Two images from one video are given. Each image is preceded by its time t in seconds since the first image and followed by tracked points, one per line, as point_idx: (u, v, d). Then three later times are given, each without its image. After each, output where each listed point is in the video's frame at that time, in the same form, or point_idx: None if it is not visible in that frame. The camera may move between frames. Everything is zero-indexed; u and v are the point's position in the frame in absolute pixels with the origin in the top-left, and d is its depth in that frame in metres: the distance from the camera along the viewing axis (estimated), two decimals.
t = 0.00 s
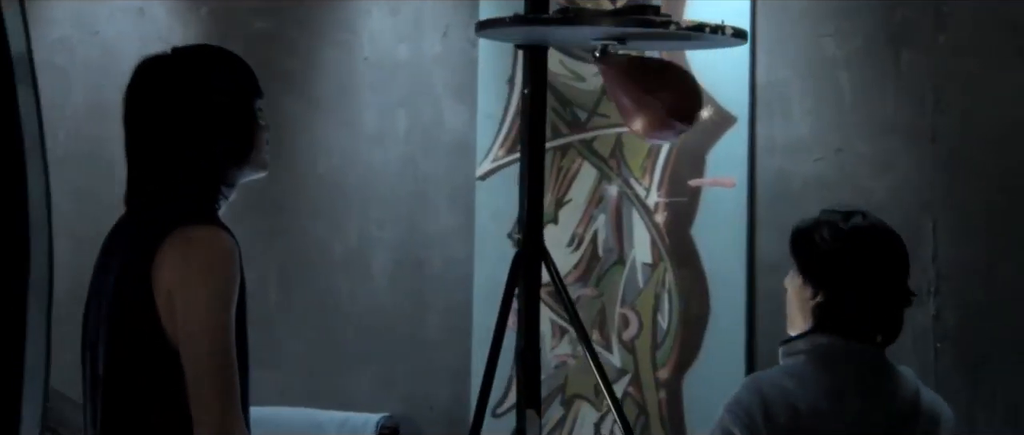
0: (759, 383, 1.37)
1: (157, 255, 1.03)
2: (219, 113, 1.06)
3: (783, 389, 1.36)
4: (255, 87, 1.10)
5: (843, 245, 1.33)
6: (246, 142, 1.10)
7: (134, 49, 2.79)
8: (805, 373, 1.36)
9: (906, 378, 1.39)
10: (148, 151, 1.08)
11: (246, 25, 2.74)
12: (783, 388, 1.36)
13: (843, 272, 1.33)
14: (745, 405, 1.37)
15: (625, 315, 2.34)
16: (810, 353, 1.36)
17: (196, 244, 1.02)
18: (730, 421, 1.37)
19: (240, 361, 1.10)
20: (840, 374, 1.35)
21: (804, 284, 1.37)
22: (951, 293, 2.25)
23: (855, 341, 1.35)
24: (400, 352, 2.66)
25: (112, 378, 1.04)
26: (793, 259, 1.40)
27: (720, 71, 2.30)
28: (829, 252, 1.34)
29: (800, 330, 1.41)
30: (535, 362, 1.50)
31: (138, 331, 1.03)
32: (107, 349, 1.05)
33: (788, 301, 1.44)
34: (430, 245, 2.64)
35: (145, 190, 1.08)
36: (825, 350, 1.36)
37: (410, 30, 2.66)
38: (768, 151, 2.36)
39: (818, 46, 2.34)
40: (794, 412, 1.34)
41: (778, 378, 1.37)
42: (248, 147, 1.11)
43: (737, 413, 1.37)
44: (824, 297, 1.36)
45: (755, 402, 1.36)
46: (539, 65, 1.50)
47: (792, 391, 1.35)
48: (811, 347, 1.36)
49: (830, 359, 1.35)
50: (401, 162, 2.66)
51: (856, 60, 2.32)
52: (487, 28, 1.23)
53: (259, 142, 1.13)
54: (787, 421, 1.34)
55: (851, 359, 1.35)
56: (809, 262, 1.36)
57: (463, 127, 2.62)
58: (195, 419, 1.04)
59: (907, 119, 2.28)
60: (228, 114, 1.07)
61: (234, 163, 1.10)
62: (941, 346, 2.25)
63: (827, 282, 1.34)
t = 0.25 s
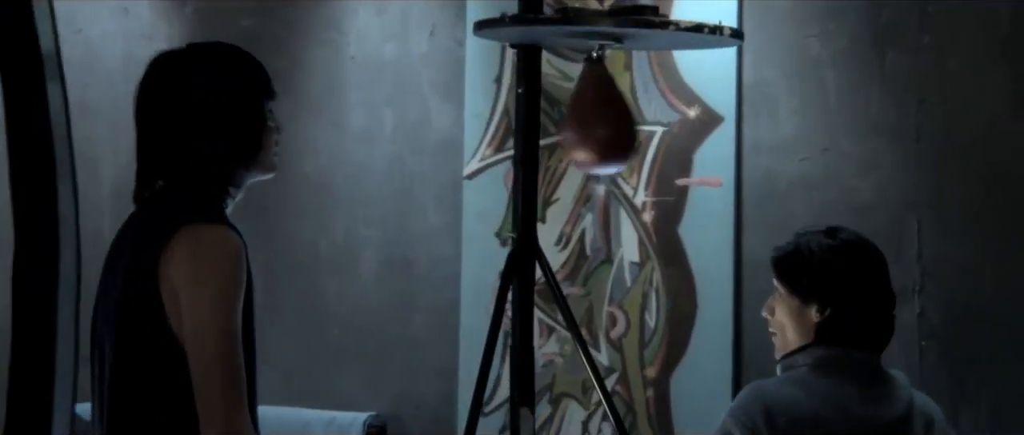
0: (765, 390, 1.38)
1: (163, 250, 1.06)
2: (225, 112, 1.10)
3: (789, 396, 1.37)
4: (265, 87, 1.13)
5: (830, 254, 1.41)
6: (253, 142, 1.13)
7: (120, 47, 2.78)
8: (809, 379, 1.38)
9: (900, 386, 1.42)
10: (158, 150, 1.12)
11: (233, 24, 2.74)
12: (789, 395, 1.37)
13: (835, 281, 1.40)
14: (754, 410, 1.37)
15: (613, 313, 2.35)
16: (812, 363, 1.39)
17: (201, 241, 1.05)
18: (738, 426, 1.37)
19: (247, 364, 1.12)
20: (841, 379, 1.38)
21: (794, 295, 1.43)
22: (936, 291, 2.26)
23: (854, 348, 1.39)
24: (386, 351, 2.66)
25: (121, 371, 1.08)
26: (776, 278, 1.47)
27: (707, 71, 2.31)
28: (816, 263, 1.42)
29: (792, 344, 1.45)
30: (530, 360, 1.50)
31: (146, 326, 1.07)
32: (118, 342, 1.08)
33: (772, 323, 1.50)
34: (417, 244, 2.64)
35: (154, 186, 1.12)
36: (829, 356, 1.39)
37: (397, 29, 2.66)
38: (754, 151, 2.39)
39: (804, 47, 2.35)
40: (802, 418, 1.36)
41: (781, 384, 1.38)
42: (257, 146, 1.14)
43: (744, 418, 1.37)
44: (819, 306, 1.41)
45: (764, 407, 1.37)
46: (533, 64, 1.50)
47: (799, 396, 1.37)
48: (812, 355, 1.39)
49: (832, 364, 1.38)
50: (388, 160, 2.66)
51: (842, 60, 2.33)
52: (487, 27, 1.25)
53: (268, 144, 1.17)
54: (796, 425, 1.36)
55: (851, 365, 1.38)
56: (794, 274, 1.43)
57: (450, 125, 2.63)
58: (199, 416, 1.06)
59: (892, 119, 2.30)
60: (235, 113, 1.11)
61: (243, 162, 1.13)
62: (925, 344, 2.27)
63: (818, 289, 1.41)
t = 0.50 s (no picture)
0: (775, 391, 1.44)
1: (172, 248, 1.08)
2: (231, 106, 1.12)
3: (800, 397, 1.43)
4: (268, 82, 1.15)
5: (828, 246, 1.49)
6: (257, 138, 1.15)
7: (105, 45, 2.76)
8: (813, 375, 1.45)
9: (896, 376, 1.50)
10: (166, 146, 1.13)
11: (219, 23, 2.73)
12: (799, 393, 1.44)
13: (836, 269, 1.48)
14: (767, 413, 1.43)
15: (602, 312, 2.37)
16: (816, 359, 1.46)
17: (213, 240, 1.07)
18: (752, 426, 1.43)
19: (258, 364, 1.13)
20: (845, 374, 1.45)
21: (795, 287, 1.52)
22: (922, 289, 2.28)
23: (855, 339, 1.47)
24: (374, 350, 2.66)
25: (131, 369, 1.09)
26: (772, 271, 1.57)
27: (694, 68, 2.32)
28: (815, 253, 1.50)
29: (795, 336, 1.53)
30: (524, 358, 1.50)
31: (154, 326, 1.08)
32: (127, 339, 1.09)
33: (768, 315, 1.59)
34: (405, 242, 2.64)
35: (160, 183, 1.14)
36: (832, 352, 1.46)
37: (384, 28, 2.65)
38: (742, 151, 2.39)
39: (791, 47, 2.37)
40: (814, 415, 1.42)
41: (788, 385, 1.44)
42: (259, 143, 1.16)
43: (761, 420, 1.43)
44: (822, 296, 1.50)
45: (778, 409, 1.43)
46: (528, 63, 1.51)
47: (809, 395, 1.43)
48: (815, 351, 1.47)
49: (834, 358, 1.45)
50: (376, 159, 2.66)
51: (829, 60, 2.34)
52: (485, 28, 1.26)
53: (273, 142, 1.19)
54: (809, 425, 1.42)
55: (851, 359, 1.45)
56: (791, 266, 1.52)
57: (438, 124, 2.62)
58: (210, 414, 1.08)
59: (878, 119, 2.31)
60: (239, 110, 1.13)
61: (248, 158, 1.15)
62: (911, 342, 2.29)
63: (818, 278, 1.49)
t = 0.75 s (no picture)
0: (780, 391, 1.44)
1: (178, 250, 1.05)
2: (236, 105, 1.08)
3: (808, 396, 1.44)
4: (272, 80, 1.11)
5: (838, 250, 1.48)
6: (258, 137, 1.11)
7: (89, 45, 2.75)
8: (815, 374, 1.45)
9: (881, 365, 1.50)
10: (166, 145, 1.10)
11: (204, 21, 2.72)
12: (804, 391, 1.44)
13: (840, 267, 1.48)
14: (777, 411, 1.43)
15: (588, 311, 2.38)
16: (814, 357, 1.46)
17: (218, 244, 1.04)
18: (763, 422, 1.43)
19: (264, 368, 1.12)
20: (847, 375, 1.45)
21: (804, 281, 1.51)
22: (906, 287, 2.30)
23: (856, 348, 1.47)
24: (359, 349, 2.65)
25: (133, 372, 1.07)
26: (787, 255, 1.55)
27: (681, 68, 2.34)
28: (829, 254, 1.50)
29: (794, 326, 1.54)
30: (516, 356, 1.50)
31: (156, 326, 1.06)
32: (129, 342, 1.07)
33: (770, 299, 1.58)
34: (391, 240, 2.63)
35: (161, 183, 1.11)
36: (831, 351, 1.46)
37: (370, 27, 2.64)
38: (728, 150, 2.39)
39: (777, 47, 2.38)
40: (819, 415, 1.43)
41: (791, 380, 1.45)
42: (262, 142, 1.12)
43: (769, 417, 1.43)
44: (827, 296, 1.50)
45: (787, 409, 1.43)
46: (521, 62, 1.50)
47: (813, 392, 1.44)
48: (814, 349, 1.47)
49: (836, 358, 1.46)
50: (361, 158, 2.64)
51: (815, 59, 2.36)
52: (479, 26, 1.27)
53: (277, 140, 1.15)
54: (818, 423, 1.43)
55: (849, 358, 1.46)
56: (808, 256, 1.51)
57: (424, 124, 2.60)
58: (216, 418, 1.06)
59: (862, 119, 2.33)
60: (242, 109, 1.09)
61: (250, 160, 1.12)
62: (894, 339, 2.31)
63: (831, 280, 1.48)
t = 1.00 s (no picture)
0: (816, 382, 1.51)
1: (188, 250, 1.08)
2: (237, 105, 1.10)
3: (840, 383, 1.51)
4: (272, 78, 1.12)
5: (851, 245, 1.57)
6: (255, 135, 1.12)
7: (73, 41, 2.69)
8: (849, 368, 1.51)
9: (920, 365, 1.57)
10: (170, 146, 1.11)
11: (191, 19, 2.70)
12: (838, 381, 1.50)
13: (857, 262, 1.56)
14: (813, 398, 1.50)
15: (577, 309, 2.39)
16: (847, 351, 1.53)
17: (227, 245, 1.06)
18: (800, 409, 1.49)
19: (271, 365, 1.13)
20: (879, 369, 1.52)
21: (824, 281, 1.60)
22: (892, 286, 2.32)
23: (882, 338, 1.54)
24: (346, 349, 2.64)
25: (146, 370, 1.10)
26: (803, 260, 1.64)
27: (669, 68, 2.36)
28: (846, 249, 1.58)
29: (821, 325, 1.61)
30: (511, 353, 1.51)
31: (168, 326, 1.08)
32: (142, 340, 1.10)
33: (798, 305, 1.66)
34: (379, 239, 2.62)
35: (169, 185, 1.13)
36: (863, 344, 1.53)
37: (358, 26, 2.63)
38: (715, 148, 2.40)
39: (763, 47, 2.38)
40: (852, 399, 1.50)
41: (826, 372, 1.52)
42: (259, 141, 1.12)
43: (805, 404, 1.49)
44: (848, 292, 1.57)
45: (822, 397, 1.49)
46: (515, 62, 1.51)
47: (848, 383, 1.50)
48: (845, 343, 1.54)
49: (866, 353, 1.52)
50: (350, 156, 2.64)
51: (802, 59, 2.37)
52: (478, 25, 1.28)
53: (284, 138, 1.16)
54: (852, 409, 1.49)
55: (881, 353, 1.53)
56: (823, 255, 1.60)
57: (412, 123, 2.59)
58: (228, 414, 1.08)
59: (849, 119, 2.34)
60: (241, 108, 1.10)
61: (253, 160, 1.12)
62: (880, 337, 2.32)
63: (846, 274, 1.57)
